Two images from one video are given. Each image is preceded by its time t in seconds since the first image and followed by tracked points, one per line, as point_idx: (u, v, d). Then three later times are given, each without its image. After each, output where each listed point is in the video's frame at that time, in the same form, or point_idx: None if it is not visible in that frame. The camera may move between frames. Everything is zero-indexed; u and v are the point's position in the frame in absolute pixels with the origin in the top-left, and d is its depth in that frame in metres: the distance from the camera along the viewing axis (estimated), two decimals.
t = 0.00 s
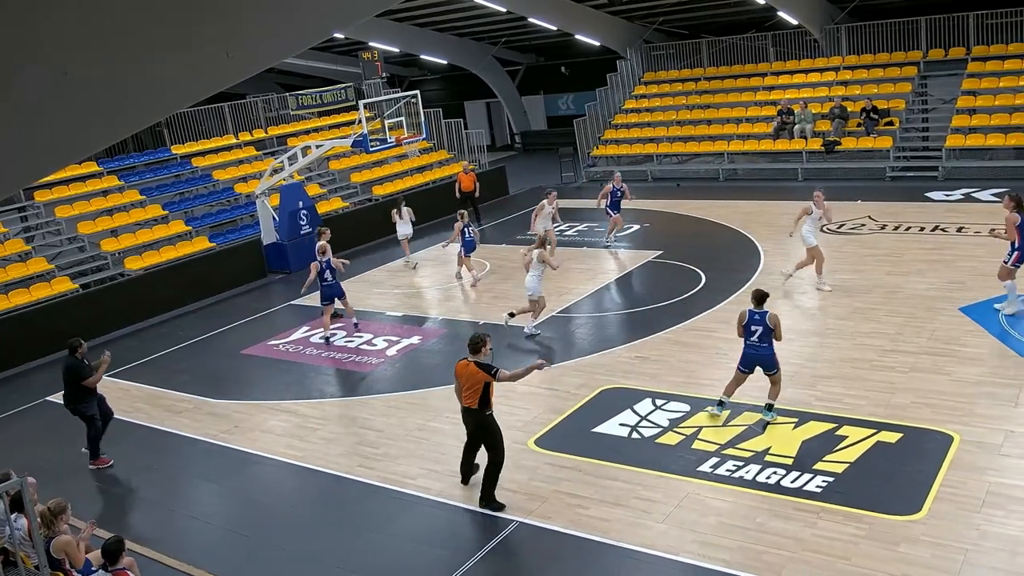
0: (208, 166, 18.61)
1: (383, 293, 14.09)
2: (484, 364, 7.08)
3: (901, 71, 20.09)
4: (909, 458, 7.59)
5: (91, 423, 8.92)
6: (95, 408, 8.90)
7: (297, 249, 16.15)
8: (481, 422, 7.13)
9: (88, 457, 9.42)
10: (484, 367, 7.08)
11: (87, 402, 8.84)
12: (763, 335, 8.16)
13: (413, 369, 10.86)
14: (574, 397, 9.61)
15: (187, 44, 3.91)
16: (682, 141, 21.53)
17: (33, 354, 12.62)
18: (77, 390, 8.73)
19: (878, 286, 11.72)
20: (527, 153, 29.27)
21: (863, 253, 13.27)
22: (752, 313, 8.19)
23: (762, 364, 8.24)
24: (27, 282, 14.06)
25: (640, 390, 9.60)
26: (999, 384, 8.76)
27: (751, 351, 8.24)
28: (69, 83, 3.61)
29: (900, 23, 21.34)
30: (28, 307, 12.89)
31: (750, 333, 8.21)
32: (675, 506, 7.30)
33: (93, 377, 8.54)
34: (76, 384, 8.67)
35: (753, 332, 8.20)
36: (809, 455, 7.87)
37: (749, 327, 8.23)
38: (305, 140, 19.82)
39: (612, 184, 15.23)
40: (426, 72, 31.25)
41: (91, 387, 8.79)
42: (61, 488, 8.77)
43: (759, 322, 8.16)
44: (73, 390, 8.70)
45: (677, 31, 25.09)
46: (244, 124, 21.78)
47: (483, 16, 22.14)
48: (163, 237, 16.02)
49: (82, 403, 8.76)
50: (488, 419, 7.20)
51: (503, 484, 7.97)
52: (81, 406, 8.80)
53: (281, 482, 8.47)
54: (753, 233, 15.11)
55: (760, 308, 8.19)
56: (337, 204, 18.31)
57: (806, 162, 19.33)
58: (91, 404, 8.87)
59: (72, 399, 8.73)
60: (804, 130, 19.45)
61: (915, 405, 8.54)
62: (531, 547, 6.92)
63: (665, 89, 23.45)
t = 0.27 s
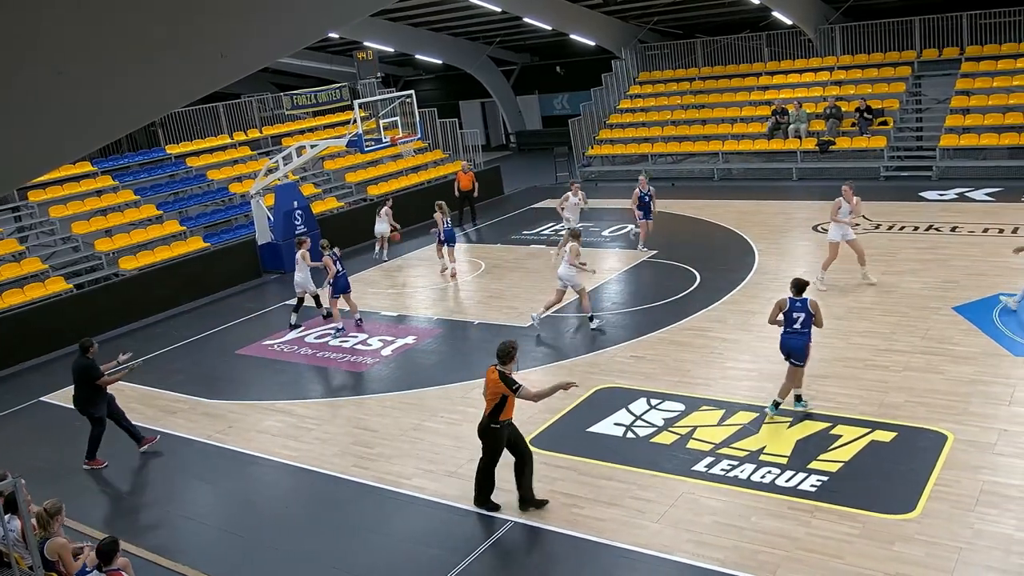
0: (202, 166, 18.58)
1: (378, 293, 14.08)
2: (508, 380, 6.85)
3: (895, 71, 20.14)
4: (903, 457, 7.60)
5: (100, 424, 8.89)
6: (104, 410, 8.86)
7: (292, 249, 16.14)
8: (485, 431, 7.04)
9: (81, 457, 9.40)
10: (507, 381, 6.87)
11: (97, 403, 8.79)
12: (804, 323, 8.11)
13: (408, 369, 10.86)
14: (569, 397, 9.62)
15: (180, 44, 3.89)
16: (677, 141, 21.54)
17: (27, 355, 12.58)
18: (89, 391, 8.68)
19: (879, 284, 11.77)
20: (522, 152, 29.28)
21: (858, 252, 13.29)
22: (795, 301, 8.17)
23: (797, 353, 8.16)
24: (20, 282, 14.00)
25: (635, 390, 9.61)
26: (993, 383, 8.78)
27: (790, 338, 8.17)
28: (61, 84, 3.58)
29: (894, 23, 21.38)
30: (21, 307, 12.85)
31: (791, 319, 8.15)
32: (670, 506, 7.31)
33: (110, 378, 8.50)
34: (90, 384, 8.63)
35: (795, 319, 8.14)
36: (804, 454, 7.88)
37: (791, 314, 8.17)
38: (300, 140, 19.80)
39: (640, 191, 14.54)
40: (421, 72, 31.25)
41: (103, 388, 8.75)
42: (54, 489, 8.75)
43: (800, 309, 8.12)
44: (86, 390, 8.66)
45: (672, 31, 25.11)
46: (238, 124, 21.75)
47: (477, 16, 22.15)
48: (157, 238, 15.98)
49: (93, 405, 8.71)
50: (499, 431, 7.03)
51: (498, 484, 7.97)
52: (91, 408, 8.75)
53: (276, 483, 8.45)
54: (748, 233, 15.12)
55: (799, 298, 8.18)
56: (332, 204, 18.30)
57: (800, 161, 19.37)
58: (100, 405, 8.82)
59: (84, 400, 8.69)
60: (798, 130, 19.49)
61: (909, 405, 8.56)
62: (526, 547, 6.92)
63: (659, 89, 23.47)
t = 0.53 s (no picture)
0: (198, 166, 18.57)
1: (375, 293, 14.08)
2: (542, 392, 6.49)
3: (891, 71, 20.17)
4: (899, 457, 7.61)
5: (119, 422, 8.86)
6: (125, 407, 8.84)
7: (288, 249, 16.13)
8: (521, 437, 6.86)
9: (77, 457, 9.39)
10: (542, 392, 6.52)
11: (120, 400, 8.78)
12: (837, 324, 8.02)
13: (405, 369, 10.86)
14: (565, 396, 9.62)
15: (177, 44, 3.89)
16: (673, 141, 21.54)
17: (23, 355, 12.57)
18: (110, 386, 8.69)
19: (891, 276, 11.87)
20: (519, 152, 29.28)
21: (854, 252, 13.32)
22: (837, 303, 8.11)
23: (834, 353, 8.10)
24: (16, 282, 13.98)
25: (631, 389, 9.62)
26: (988, 383, 8.80)
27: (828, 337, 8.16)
28: (57, 84, 3.59)
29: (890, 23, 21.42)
30: (17, 307, 12.83)
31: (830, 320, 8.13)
32: (666, 505, 7.32)
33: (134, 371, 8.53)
34: (112, 379, 8.65)
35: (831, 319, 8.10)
36: (800, 454, 7.89)
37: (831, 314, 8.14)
38: (296, 140, 19.79)
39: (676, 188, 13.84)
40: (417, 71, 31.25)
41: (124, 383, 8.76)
42: (50, 489, 8.73)
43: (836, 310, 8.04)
44: (109, 384, 8.68)
45: (668, 31, 25.13)
46: (235, 124, 21.73)
47: (473, 16, 22.16)
48: (153, 238, 15.97)
49: (114, 400, 8.71)
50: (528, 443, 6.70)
51: (495, 484, 7.97)
52: (111, 404, 8.74)
53: (272, 483, 8.44)
54: (744, 232, 15.14)
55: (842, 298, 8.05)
56: (328, 204, 18.28)
57: (796, 161, 19.40)
58: (121, 402, 8.81)
59: (106, 395, 8.69)
60: (794, 130, 19.52)
61: (905, 404, 8.57)
62: (522, 547, 6.92)
63: (655, 89, 23.48)
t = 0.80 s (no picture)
0: (195, 166, 18.56)
1: (372, 293, 14.07)
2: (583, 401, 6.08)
3: (888, 71, 20.21)
4: (896, 456, 7.62)
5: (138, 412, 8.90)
6: (143, 397, 8.87)
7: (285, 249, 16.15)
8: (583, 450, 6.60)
9: (75, 457, 9.39)
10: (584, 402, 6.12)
11: (136, 390, 8.83)
12: (884, 319, 8.11)
13: (402, 369, 10.85)
14: (563, 396, 9.62)
15: (176, 44, 3.88)
16: (670, 141, 21.57)
17: (20, 355, 12.56)
18: (126, 378, 8.72)
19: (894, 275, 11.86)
20: (516, 152, 29.28)
21: (851, 252, 13.33)
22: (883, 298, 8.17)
23: (878, 348, 8.17)
24: (13, 283, 13.95)
25: (628, 389, 9.62)
26: (985, 382, 8.81)
27: (871, 333, 8.22)
28: (56, 84, 3.59)
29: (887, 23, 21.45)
30: (13, 307, 12.81)
31: (874, 316, 8.20)
32: (664, 505, 7.32)
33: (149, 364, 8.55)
34: (128, 370, 8.67)
35: (877, 315, 8.19)
36: (797, 454, 7.89)
37: (874, 311, 8.22)
38: (293, 140, 19.78)
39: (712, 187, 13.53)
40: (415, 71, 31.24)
41: (140, 375, 8.78)
42: (47, 490, 8.71)
43: (882, 306, 8.15)
44: (125, 376, 8.71)
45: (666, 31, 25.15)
46: (232, 124, 21.72)
47: (470, 16, 22.17)
48: (151, 238, 15.96)
49: (130, 391, 8.75)
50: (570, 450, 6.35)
51: (492, 484, 7.97)
52: (130, 394, 8.79)
53: (269, 483, 8.43)
54: (741, 232, 15.15)
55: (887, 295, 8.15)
56: (325, 203, 18.27)
57: (793, 161, 19.45)
58: (138, 392, 8.84)
59: (123, 387, 8.73)
60: (792, 130, 19.56)
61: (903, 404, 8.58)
62: (521, 546, 6.92)
63: (653, 89, 23.49)
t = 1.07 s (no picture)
0: (192, 166, 18.55)
1: (369, 293, 14.07)
2: (639, 413, 5.78)
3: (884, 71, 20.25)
4: (892, 456, 7.63)
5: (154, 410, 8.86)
6: (158, 395, 8.83)
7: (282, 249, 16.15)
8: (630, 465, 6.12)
9: (71, 457, 9.37)
10: (639, 413, 5.81)
11: (151, 389, 8.80)
12: (922, 307, 8.32)
13: (399, 369, 10.85)
14: (560, 396, 9.63)
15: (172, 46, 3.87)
16: (667, 141, 21.58)
17: (16, 355, 12.54)
18: (142, 377, 8.68)
19: (907, 275, 11.81)
20: (513, 152, 29.30)
21: (847, 251, 13.34)
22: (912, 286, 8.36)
23: (926, 334, 8.38)
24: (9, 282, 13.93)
25: (625, 389, 9.63)
26: (981, 382, 8.82)
27: (913, 321, 8.42)
28: (51, 83, 3.59)
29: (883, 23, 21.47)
30: (9, 308, 12.79)
31: (910, 306, 8.38)
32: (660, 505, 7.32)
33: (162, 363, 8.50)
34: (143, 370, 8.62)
35: (914, 304, 8.36)
36: (794, 453, 7.90)
37: (908, 300, 8.39)
38: (290, 139, 19.77)
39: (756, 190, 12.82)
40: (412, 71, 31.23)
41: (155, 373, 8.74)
42: (43, 490, 8.70)
43: (916, 294, 8.32)
44: (139, 376, 8.66)
45: (662, 31, 25.15)
46: (228, 123, 21.70)
47: (467, 16, 22.18)
48: (147, 238, 15.94)
49: (146, 390, 8.72)
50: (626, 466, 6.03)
51: (489, 484, 7.97)
52: (146, 393, 8.75)
53: (266, 483, 8.43)
54: (738, 232, 15.15)
55: (916, 281, 8.36)
56: (322, 203, 18.26)
57: (790, 160, 19.48)
58: (154, 391, 8.81)
59: (138, 385, 8.70)
60: (788, 130, 19.59)
61: (899, 403, 8.59)
62: (518, 546, 6.92)
63: (649, 88, 23.51)
